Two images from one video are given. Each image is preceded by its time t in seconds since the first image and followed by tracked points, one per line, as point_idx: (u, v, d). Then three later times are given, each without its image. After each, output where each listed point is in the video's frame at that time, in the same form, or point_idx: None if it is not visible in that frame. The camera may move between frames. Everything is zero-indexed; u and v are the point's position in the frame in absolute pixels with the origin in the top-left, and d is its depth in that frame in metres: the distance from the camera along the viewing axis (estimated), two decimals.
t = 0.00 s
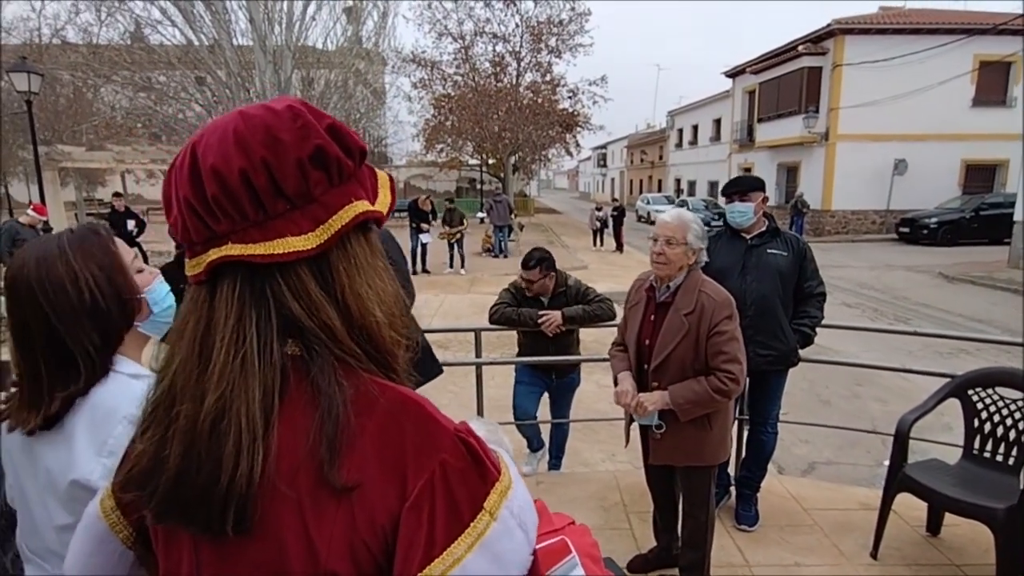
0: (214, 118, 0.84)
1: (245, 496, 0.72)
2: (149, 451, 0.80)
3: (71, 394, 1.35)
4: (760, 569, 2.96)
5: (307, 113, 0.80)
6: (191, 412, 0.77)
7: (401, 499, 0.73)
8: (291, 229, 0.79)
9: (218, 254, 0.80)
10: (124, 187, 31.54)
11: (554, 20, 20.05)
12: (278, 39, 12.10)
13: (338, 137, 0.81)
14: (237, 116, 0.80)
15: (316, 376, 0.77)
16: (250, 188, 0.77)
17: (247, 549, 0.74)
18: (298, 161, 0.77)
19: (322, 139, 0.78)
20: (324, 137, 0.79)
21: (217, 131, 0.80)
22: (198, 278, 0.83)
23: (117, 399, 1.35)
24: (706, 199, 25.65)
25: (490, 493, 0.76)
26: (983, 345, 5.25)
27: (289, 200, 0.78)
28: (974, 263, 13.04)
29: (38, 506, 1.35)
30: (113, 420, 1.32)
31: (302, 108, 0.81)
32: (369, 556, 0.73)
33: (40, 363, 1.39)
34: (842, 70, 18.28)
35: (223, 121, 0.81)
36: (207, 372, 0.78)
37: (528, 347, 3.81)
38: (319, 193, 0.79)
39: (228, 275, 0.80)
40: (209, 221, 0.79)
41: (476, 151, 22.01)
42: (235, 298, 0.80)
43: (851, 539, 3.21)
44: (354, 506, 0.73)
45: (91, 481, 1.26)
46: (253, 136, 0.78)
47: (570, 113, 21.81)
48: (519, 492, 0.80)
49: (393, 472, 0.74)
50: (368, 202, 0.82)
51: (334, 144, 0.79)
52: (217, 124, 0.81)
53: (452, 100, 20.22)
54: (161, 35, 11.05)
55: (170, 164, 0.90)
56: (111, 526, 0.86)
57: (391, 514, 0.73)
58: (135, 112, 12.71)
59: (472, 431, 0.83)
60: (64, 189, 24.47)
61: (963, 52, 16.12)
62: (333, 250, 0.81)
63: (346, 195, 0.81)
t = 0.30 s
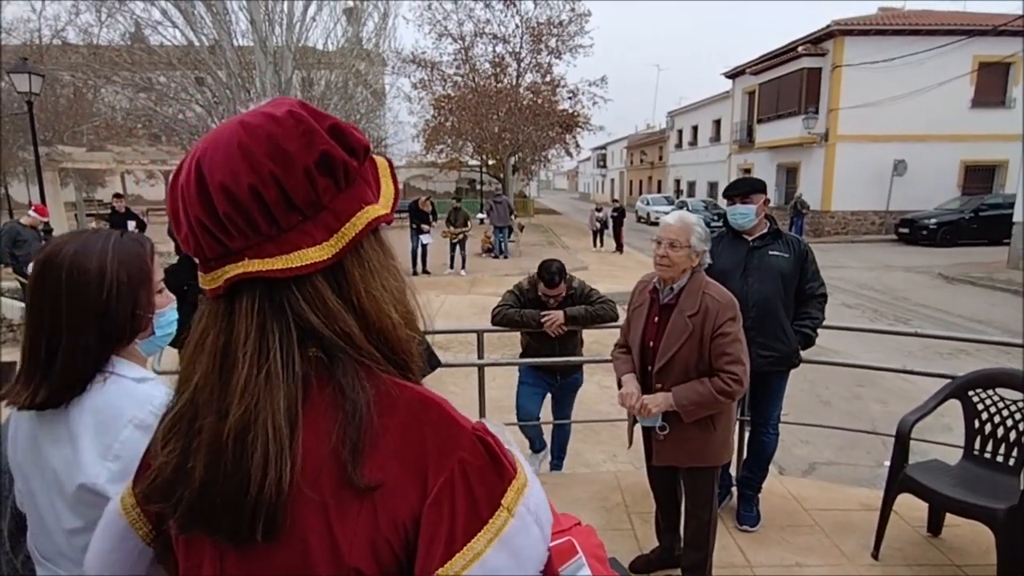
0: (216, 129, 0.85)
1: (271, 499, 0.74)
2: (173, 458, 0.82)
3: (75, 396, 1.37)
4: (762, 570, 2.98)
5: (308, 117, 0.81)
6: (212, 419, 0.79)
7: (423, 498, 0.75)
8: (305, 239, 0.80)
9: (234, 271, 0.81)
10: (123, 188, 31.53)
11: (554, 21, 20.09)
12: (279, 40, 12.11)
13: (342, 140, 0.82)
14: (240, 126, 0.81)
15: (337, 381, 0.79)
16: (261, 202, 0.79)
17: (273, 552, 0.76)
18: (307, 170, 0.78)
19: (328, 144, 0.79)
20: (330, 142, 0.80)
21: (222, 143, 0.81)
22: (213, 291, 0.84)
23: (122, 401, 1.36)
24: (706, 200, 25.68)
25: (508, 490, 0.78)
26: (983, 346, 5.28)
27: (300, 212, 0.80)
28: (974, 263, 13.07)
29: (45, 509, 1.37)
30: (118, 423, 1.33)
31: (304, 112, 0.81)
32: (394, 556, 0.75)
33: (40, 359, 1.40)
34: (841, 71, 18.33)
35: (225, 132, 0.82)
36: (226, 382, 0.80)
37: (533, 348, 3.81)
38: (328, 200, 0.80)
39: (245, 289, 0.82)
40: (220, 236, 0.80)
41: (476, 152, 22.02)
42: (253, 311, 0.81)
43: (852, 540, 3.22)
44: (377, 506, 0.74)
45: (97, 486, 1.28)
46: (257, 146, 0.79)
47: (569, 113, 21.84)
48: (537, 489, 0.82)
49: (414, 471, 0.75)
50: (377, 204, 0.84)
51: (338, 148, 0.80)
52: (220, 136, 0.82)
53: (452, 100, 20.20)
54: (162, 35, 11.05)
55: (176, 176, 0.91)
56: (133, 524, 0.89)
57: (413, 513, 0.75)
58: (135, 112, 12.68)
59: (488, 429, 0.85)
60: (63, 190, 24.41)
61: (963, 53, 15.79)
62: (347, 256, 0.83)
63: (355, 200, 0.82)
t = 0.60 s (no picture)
0: (253, 125, 0.87)
1: (277, 492, 0.75)
2: (178, 453, 0.82)
3: (79, 397, 1.37)
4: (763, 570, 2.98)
5: (342, 125, 0.84)
6: (222, 410, 0.80)
7: (431, 500, 0.76)
8: (324, 232, 0.82)
9: (249, 254, 0.82)
10: (122, 188, 31.53)
11: (554, 22, 20.11)
12: (279, 41, 12.15)
13: (369, 149, 0.84)
14: (279, 124, 0.83)
15: (345, 380, 0.80)
16: (287, 193, 0.80)
17: (277, 549, 0.77)
18: (335, 170, 0.80)
19: (357, 150, 0.81)
20: (359, 148, 0.82)
21: (257, 137, 0.83)
22: (225, 279, 0.85)
23: (127, 402, 1.37)
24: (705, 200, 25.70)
25: (516, 494, 0.79)
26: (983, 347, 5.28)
27: (324, 206, 0.81)
28: (974, 264, 13.08)
29: (50, 510, 1.38)
30: (124, 424, 1.34)
31: (339, 121, 0.84)
32: (399, 556, 0.76)
33: (57, 359, 1.40)
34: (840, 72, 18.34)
35: (262, 129, 0.85)
36: (237, 373, 0.81)
37: (536, 350, 3.81)
38: (351, 201, 0.82)
39: (261, 277, 0.83)
40: (244, 220, 0.81)
41: (476, 153, 22.04)
42: (266, 298, 0.82)
43: (853, 541, 3.22)
44: (383, 506, 0.75)
45: (103, 487, 1.29)
46: (293, 145, 0.81)
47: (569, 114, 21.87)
48: (544, 494, 0.82)
49: (422, 473, 0.76)
50: (396, 211, 0.86)
51: (367, 156, 0.83)
52: (256, 131, 0.85)
53: (451, 101, 20.20)
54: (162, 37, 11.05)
55: (206, 163, 0.93)
56: (139, 526, 0.90)
57: (421, 515, 0.76)
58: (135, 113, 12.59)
59: (495, 433, 0.86)
60: (64, 191, 24.43)
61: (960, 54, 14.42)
62: (362, 256, 0.84)
63: (377, 203, 0.84)
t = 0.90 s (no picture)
0: (259, 129, 0.92)
1: (293, 491, 0.79)
2: (195, 453, 0.86)
3: (82, 399, 1.37)
4: (764, 571, 2.99)
5: (348, 126, 0.89)
6: (239, 413, 0.84)
7: (443, 496, 0.79)
8: (336, 237, 0.87)
9: (265, 262, 0.88)
10: (123, 188, 31.55)
11: (554, 23, 20.08)
12: (279, 42, 12.12)
13: (377, 148, 0.89)
14: (285, 128, 0.88)
15: (358, 380, 0.84)
16: (298, 198, 0.85)
17: (295, 546, 0.81)
18: (343, 173, 0.85)
19: (364, 150, 0.86)
20: (366, 148, 0.87)
21: (265, 142, 0.88)
22: (240, 284, 0.91)
23: (131, 403, 1.36)
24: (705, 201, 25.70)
25: (527, 491, 0.82)
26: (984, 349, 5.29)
27: (334, 210, 0.86)
28: (974, 265, 13.10)
29: (55, 513, 1.37)
30: (128, 425, 1.33)
31: (344, 121, 0.89)
32: (413, 552, 0.79)
33: (60, 362, 1.41)
34: (841, 73, 18.36)
35: (270, 132, 0.90)
36: (255, 373, 0.86)
37: (538, 350, 3.80)
38: (361, 204, 0.87)
39: (275, 280, 0.88)
40: (256, 229, 0.87)
41: (476, 153, 22.02)
42: (283, 301, 0.88)
43: (854, 542, 3.23)
44: (396, 503, 0.79)
45: (107, 488, 1.28)
46: (300, 148, 0.86)
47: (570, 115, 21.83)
48: (553, 491, 0.85)
49: (433, 471, 0.80)
50: (405, 211, 0.91)
51: (374, 155, 0.87)
52: (265, 135, 0.90)
53: (451, 102, 20.17)
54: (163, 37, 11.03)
55: (217, 170, 0.99)
56: (152, 520, 0.95)
57: (433, 512, 0.79)
58: (135, 113, 12.75)
59: (506, 431, 0.90)
60: (64, 191, 24.38)
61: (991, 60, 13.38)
62: (373, 258, 0.89)
63: (385, 205, 0.89)
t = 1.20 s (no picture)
0: (260, 133, 0.95)
1: (308, 493, 0.83)
2: (208, 457, 0.90)
3: (86, 400, 1.37)
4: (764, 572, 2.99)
5: (349, 126, 0.91)
6: (251, 418, 0.88)
7: (453, 498, 0.84)
8: (343, 240, 0.90)
9: (273, 268, 0.91)
10: (123, 187, 31.59)
11: (555, 23, 20.08)
12: (280, 41, 12.11)
13: (376, 150, 0.92)
14: (285, 131, 0.91)
15: (368, 382, 0.88)
16: (303, 202, 0.88)
17: (308, 547, 0.85)
18: (346, 174, 0.88)
19: (365, 152, 0.89)
20: (366, 150, 0.90)
21: (267, 147, 0.91)
22: (247, 290, 0.94)
23: (134, 405, 1.36)
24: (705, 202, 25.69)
25: (535, 492, 0.87)
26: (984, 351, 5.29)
27: (339, 212, 0.89)
28: (975, 267, 13.11)
29: (58, 513, 1.38)
30: (130, 428, 1.33)
31: (343, 122, 0.92)
32: (424, 553, 0.84)
33: (64, 362, 1.41)
34: (842, 75, 18.39)
35: (271, 136, 0.92)
36: (264, 381, 0.89)
37: (539, 350, 3.80)
38: (366, 205, 0.90)
39: (282, 285, 0.91)
40: (263, 235, 0.90)
41: (476, 153, 22.03)
42: (292, 306, 0.91)
43: (854, 543, 3.23)
44: (407, 504, 0.84)
45: (109, 490, 1.29)
46: (301, 151, 0.89)
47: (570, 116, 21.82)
48: (560, 492, 0.90)
49: (443, 473, 0.84)
50: (409, 212, 0.94)
51: (375, 155, 0.90)
52: (265, 139, 0.92)
53: (452, 102, 20.18)
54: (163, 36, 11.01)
55: (219, 176, 1.01)
56: (160, 521, 1.02)
57: (444, 513, 0.84)
58: (135, 112, 12.77)
59: (514, 432, 0.94)
60: (64, 189, 24.37)
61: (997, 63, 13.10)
62: (380, 259, 0.92)
63: (389, 206, 0.92)
